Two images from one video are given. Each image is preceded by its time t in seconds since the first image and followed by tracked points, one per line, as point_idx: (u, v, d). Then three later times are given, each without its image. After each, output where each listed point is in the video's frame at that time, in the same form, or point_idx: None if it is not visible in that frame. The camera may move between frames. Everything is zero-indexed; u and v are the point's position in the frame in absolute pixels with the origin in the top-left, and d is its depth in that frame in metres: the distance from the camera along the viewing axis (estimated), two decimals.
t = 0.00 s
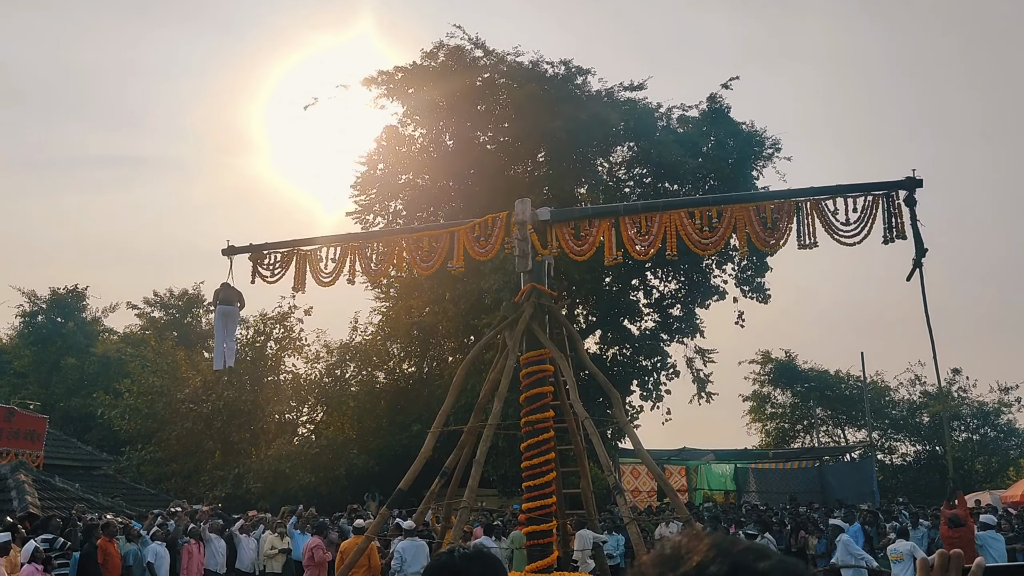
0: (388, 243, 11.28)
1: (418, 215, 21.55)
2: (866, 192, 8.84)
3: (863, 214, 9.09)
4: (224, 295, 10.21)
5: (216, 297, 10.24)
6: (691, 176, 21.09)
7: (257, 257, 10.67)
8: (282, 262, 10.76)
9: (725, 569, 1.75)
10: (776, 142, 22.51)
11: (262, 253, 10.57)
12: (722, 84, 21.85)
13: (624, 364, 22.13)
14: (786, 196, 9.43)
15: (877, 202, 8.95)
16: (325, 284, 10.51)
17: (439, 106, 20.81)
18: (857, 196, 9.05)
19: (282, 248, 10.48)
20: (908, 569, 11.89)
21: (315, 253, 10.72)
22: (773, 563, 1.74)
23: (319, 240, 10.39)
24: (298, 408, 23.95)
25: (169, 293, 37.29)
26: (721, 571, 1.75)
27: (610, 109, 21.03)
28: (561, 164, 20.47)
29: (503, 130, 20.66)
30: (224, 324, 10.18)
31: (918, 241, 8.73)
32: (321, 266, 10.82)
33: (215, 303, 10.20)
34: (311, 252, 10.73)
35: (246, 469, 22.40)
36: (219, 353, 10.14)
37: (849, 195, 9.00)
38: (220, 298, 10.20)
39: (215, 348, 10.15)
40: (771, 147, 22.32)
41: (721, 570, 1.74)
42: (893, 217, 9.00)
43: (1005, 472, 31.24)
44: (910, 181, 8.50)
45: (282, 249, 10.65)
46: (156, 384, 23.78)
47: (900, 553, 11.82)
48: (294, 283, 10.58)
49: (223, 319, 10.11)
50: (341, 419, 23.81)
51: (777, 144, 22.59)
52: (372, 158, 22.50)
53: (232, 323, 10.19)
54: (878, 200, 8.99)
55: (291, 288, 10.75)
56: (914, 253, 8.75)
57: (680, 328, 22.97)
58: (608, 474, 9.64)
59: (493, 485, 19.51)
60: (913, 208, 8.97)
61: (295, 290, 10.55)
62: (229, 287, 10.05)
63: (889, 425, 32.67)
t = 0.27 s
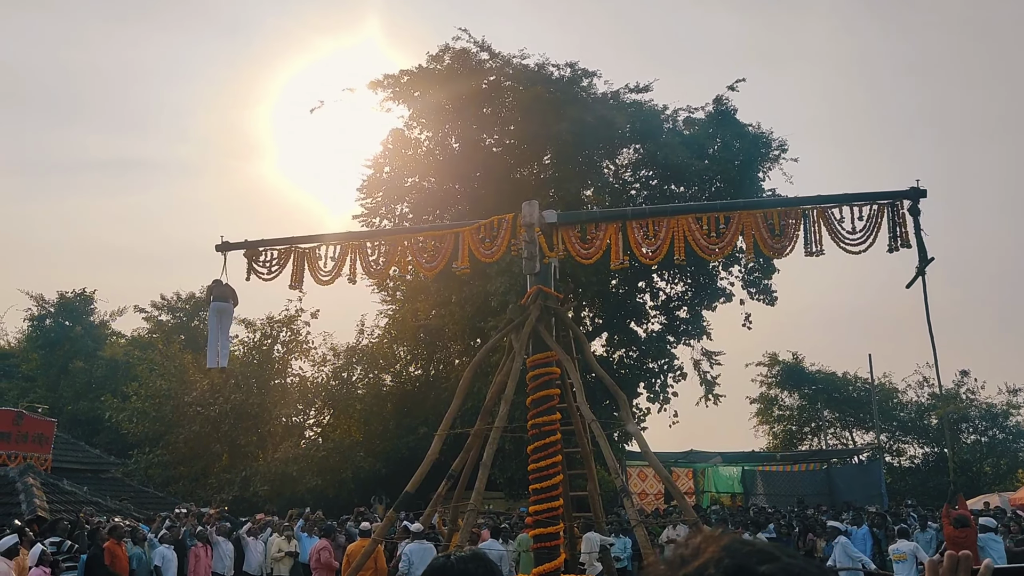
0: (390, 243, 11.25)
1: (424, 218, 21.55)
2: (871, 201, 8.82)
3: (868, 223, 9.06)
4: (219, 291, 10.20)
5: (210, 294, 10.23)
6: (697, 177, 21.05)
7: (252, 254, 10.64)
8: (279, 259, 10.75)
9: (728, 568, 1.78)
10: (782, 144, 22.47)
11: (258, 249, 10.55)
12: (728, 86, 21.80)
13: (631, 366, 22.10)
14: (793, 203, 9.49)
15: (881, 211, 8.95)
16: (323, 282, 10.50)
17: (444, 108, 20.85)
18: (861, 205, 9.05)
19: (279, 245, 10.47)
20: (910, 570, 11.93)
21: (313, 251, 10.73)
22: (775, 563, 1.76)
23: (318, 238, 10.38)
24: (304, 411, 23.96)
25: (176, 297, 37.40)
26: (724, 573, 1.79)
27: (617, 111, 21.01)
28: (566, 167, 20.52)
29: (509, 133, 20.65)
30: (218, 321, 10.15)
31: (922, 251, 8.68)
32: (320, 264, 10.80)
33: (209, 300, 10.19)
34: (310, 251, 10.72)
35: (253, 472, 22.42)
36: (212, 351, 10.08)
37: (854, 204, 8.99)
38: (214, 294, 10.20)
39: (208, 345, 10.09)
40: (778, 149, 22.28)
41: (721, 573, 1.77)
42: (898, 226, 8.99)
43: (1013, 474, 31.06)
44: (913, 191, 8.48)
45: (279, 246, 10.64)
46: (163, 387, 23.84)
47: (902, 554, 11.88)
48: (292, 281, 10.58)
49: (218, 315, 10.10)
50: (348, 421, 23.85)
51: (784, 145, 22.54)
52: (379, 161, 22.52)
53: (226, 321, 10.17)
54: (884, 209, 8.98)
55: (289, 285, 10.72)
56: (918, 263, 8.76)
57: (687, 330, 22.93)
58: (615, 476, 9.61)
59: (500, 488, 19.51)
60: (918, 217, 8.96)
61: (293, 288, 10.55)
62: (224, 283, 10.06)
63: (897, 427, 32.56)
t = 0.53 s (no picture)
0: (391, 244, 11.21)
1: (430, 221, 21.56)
2: (874, 213, 8.81)
3: (872, 234, 9.06)
4: (212, 290, 10.20)
5: (204, 293, 10.22)
6: (703, 181, 21.03)
7: (247, 251, 10.58)
8: (275, 258, 10.71)
9: (754, 570, 1.77)
10: (788, 146, 22.45)
11: (254, 248, 10.51)
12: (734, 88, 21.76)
13: (637, 370, 22.07)
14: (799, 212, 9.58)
15: (884, 223, 8.95)
16: (322, 282, 10.50)
17: (450, 112, 20.89)
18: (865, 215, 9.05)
19: (278, 244, 10.48)
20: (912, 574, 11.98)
21: (312, 250, 10.73)
22: (804, 564, 1.75)
23: (317, 238, 10.38)
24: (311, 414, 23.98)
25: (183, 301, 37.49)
26: (749, 573, 1.78)
27: (622, 114, 21.00)
28: (573, 170, 20.57)
29: (515, 137, 20.64)
30: (212, 321, 10.15)
31: (925, 263, 8.68)
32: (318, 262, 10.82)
33: (204, 299, 10.20)
34: (308, 249, 10.72)
35: (259, 476, 22.43)
36: (206, 351, 10.08)
37: (857, 215, 8.99)
38: (208, 293, 10.19)
39: (203, 345, 10.08)
40: (784, 152, 22.26)
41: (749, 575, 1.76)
42: (901, 238, 9.00)
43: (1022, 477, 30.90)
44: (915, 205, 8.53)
45: (277, 245, 10.64)
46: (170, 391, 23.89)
47: (904, 557, 11.95)
48: (290, 280, 10.59)
49: (212, 315, 10.10)
50: (354, 425, 23.86)
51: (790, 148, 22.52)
52: (385, 165, 22.55)
53: (221, 320, 10.17)
54: (886, 221, 9.00)
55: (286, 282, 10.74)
56: (919, 275, 8.77)
57: (693, 334, 22.89)
58: (621, 480, 9.58)
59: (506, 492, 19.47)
60: (921, 229, 8.97)
61: (291, 287, 10.55)
62: (218, 281, 10.06)
63: (905, 430, 32.44)
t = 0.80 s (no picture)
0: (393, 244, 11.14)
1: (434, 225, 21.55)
2: (872, 222, 8.85)
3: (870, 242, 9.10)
4: (206, 288, 10.22)
5: (197, 292, 10.25)
6: (708, 184, 21.01)
7: (242, 249, 10.58)
8: (272, 256, 10.70)
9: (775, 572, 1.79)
10: (792, 150, 22.48)
11: (250, 246, 10.56)
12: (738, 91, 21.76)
13: (642, 373, 22.05)
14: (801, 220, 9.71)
15: (883, 232, 8.99)
16: (321, 280, 10.52)
17: (453, 116, 20.89)
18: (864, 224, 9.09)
19: (275, 242, 10.51)
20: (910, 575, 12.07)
21: (309, 248, 10.76)
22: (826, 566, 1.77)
23: (316, 237, 10.41)
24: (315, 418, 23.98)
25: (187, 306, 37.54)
26: (769, 575, 1.80)
27: (626, 118, 20.97)
28: (578, 174, 20.58)
29: (518, 140, 20.61)
30: (206, 319, 10.17)
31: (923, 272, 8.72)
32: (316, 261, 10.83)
33: (196, 297, 10.21)
34: (307, 248, 10.75)
35: (264, 480, 22.42)
36: (202, 349, 10.08)
37: (856, 224, 9.03)
38: (202, 292, 10.21)
39: (196, 343, 10.08)
40: (787, 155, 22.28)
41: None
42: (898, 246, 9.04)
43: None
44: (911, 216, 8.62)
45: (274, 244, 10.66)
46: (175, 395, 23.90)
47: (902, 558, 12.05)
48: (288, 279, 10.61)
49: (207, 313, 10.12)
50: (359, 428, 23.86)
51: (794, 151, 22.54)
52: (389, 169, 22.56)
53: (215, 318, 10.19)
54: (884, 230, 9.04)
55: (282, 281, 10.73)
56: (916, 285, 8.81)
57: (698, 337, 22.86)
58: (626, 483, 9.57)
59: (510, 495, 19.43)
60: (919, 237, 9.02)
61: (289, 286, 10.55)
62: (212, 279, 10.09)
63: (910, 433, 32.36)
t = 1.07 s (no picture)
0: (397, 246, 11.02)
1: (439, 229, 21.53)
2: (868, 234, 8.85)
3: (868, 253, 9.10)
4: (201, 288, 10.20)
5: (193, 291, 10.23)
6: (712, 187, 20.99)
7: (240, 247, 10.59)
8: (271, 256, 10.71)
9: None
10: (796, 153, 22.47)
11: (247, 245, 10.56)
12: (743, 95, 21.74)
13: (647, 377, 22.02)
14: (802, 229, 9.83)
15: (880, 243, 8.99)
16: (320, 281, 10.54)
17: (458, 120, 20.88)
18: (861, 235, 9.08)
19: (273, 242, 10.51)
20: None
21: (309, 249, 10.77)
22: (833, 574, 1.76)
23: (317, 237, 10.43)
24: (320, 423, 23.99)
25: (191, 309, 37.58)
26: None
27: (630, 121, 20.99)
28: (583, 177, 20.57)
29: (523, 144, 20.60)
30: (201, 318, 10.19)
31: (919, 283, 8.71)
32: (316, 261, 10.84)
33: (191, 296, 10.19)
34: (307, 248, 10.76)
35: (268, 484, 22.41)
36: (196, 349, 10.10)
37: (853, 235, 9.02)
38: (197, 291, 10.18)
39: (190, 343, 10.11)
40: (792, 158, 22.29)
41: None
42: (895, 257, 9.04)
43: None
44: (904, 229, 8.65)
45: (273, 243, 10.68)
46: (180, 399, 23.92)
47: (898, 565, 11.90)
48: (287, 278, 10.62)
49: (202, 313, 10.12)
50: (363, 432, 23.85)
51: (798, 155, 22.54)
52: (393, 172, 22.55)
53: (209, 317, 10.20)
54: (881, 241, 9.05)
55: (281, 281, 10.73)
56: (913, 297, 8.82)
57: (703, 340, 22.83)
58: (630, 488, 9.55)
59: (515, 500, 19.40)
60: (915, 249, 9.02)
61: (288, 285, 10.55)
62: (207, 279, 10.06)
63: (915, 437, 32.28)
